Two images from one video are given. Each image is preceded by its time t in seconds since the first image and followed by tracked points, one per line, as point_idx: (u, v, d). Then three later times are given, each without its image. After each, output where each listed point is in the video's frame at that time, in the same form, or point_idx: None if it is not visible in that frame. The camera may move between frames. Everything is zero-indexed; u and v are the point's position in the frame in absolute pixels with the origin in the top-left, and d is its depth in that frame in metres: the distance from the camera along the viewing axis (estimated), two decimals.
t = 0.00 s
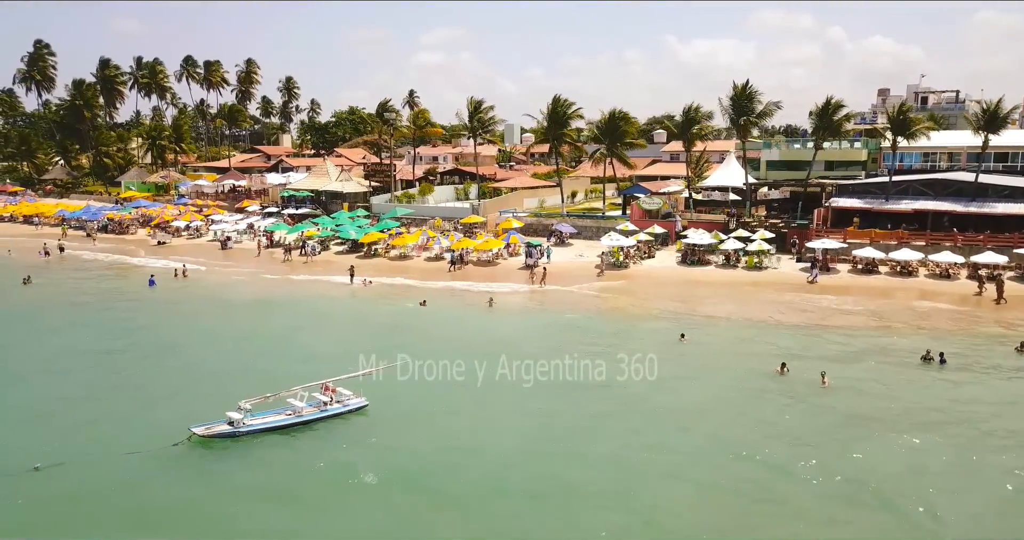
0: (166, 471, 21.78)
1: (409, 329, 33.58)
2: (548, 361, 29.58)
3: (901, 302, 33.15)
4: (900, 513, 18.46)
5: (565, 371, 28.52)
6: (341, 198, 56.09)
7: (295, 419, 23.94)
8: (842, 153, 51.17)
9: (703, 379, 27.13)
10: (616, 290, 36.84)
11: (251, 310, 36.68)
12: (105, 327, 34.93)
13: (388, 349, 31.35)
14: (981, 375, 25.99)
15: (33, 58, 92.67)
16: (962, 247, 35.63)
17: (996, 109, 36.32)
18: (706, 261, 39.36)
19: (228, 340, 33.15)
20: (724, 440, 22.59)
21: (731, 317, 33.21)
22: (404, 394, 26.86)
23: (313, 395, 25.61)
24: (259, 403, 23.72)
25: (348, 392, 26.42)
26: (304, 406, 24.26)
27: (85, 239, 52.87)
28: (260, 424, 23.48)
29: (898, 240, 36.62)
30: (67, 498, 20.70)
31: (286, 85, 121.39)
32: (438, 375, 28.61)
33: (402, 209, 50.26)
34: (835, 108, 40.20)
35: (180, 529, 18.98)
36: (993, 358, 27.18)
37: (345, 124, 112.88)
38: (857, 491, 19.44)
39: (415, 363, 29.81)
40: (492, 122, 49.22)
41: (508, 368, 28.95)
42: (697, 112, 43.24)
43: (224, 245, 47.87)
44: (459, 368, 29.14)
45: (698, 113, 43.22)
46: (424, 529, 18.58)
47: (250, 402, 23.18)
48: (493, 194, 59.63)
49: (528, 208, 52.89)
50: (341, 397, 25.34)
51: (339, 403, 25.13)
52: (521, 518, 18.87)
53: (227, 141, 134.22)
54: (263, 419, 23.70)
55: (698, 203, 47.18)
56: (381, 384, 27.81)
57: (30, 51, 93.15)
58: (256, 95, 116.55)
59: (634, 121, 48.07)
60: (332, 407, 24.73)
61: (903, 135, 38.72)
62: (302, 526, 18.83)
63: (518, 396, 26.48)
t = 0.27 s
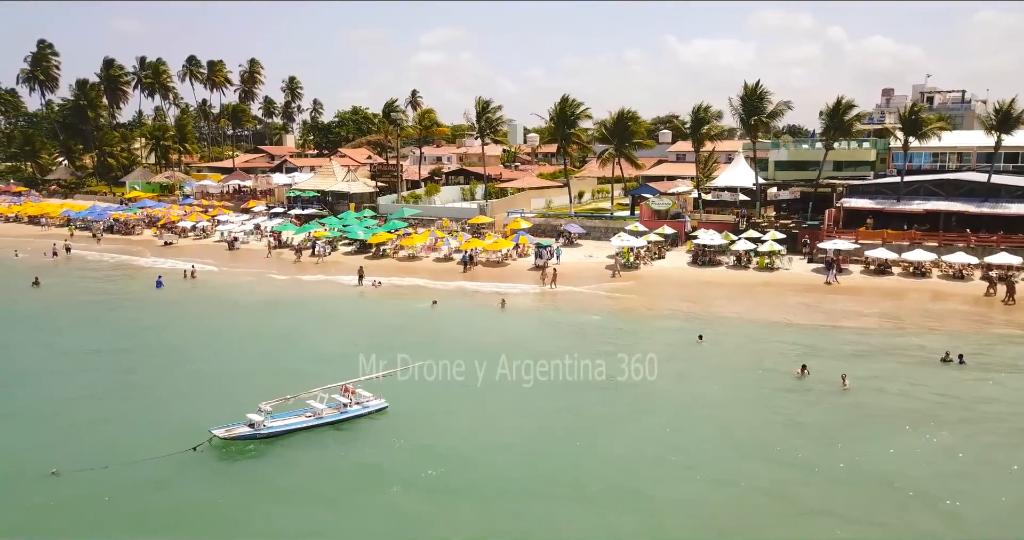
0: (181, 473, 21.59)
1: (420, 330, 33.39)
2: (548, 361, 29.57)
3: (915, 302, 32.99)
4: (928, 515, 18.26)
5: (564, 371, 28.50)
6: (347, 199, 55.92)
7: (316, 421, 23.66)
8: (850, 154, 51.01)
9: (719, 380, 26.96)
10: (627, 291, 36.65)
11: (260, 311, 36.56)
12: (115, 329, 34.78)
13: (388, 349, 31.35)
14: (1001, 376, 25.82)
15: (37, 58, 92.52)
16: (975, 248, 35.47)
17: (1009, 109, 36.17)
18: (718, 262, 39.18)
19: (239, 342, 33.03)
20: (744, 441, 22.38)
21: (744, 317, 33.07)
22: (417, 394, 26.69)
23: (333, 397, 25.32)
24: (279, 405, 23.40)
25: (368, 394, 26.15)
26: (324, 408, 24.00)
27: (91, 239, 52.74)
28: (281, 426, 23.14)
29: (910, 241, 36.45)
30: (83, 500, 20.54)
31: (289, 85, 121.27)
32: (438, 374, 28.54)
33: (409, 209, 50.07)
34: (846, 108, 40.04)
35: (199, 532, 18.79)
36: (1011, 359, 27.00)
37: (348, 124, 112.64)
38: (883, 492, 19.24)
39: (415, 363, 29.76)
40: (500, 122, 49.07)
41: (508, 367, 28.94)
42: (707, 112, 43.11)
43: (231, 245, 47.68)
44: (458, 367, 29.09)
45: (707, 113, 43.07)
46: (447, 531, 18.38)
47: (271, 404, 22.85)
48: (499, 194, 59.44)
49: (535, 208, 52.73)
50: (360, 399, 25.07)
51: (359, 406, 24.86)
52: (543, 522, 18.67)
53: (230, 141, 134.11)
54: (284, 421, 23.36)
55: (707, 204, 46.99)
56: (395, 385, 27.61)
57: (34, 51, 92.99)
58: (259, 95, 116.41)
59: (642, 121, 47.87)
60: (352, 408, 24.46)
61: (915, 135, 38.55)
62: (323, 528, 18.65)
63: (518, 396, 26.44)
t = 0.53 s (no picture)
0: (194, 474, 21.43)
1: (430, 331, 33.22)
2: (548, 361, 29.54)
3: (928, 303, 32.82)
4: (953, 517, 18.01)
5: (564, 372, 28.43)
6: (353, 199, 55.77)
7: (334, 423, 23.38)
8: (858, 154, 50.85)
9: (734, 381, 26.78)
10: (637, 292, 36.47)
11: (268, 312, 36.40)
12: (122, 329, 34.65)
13: (389, 348, 31.28)
14: (1018, 377, 25.63)
15: (39, 58, 92.32)
16: (987, 248, 35.29)
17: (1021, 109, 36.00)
18: (728, 263, 39.00)
19: (247, 342, 32.91)
20: (761, 443, 22.23)
21: (756, 318, 32.90)
22: (428, 394, 26.54)
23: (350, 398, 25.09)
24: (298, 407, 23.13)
25: (385, 394, 25.94)
26: (342, 409, 23.72)
27: (96, 240, 52.55)
28: (299, 429, 22.80)
29: (921, 241, 36.26)
30: (96, 502, 20.40)
31: (292, 85, 121.11)
32: (438, 374, 28.40)
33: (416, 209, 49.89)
34: (856, 108, 39.86)
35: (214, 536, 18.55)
36: None
37: (351, 124, 112.43)
38: (908, 495, 19.00)
39: (415, 363, 29.70)
40: (507, 122, 48.92)
41: (509, 368, 28.89)
42: (715, 111, 42.97)
43: (237, 246, 47.49)
44: (459, 368, 28.99)
45: (716, 113, 42.92)
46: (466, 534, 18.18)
47: (290, 405, 22.55)
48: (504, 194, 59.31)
49: (542, 209, 52.53)
50: (378, 399, 24.85)
51: (377, 406, 24.63)
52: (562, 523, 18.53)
53: (232, 141, 133.98)
54: (302, 424, 23.03)
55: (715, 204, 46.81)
56: (406, 385, 27.43)
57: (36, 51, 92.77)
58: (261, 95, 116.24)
59: (650, 121, 47.63)
60: (370, 409, 24.22)
61: (926, 134, 38.38)
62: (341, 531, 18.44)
63: (519, 397, 26.33)
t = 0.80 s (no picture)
0: (210, 476, 21.20)
1: (442, 332, 32.97)
2: (548, 361, 29.46)
3: (943, 304, 32.60)
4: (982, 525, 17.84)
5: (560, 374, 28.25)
6: (360, 199, 55.56)
7: (357, 427, 22.85)
8: (867, 154, 50.63)
9: (751, 383, 26.57)
10: (648, 293, 36.19)
11: (278, 313, 36.21)
12: (131, 330, 34.45)
13: (393, 349, 31.27)
14: None
15: (43, 58, 92.11)
16: (1001, 249, 35.09)
17: None
18: (740, 263, 38.77)
19: (257, 343, 32.67)
20: (781, 446, 22.05)
21: (770, 319, 32.67)
22: (442, 395, 26.35)
23: (370, 400, 24.69)
24: (320, 412, 22.70)
25: (407, 396, 25.50)
26: (364, 412, 23.20)
27: (102, 241, 52.30)
28: (323, 435, 22.23)
29: (935, 242, 36.04)
30: (112, 504, 20.19)
31: (294, 85, 120.88)
32: (438, 375, 28.15)
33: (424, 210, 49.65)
34: (868, 108, 39.59)
35: None
36: None
37: (354, 124, 112.21)
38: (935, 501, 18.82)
39: (415, 363, 29.70)
40: (515, 122, 48.83)
41: (509, 368, 28.75)
42: (726, 111, 42.79)
43: (244, 247, 47.27)
44: (459, 368, 28.78)
45: (727, 113, 42.73)
46: None
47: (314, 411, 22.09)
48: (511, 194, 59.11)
49: (549, 209, 52.30)
50: (399, 400, 24.49)
51: (398, 407, 24.27)
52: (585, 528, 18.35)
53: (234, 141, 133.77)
54: (325, 429, 22.46)
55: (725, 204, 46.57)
56: (420, 387, 27.22)
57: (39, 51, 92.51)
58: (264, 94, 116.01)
59: (659, 121, 47.34)
60: (392, 412, 23.76)
61: (938, 135, 38.17)
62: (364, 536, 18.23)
63: (518, 398, 26.07)
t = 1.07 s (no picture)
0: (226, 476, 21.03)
1: (454, 333, 32.76)
2: (548, 361, 29.32)
3: (956, 305, 32.43)
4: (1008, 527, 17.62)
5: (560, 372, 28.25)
6: (366, 200, 55.38)
7: (378, 432, 22.37)
8: (875, 154, 50.40)
9: (768, 383, 26.33)
10: (659, 294, 35.96)
11: (288, 314, 36.02)
12: (140, 331, 34.33)
13: (394, 350, 30.98)
14: None
15: (46, 58, 91.91)
16: (1014, 250, 34.87)
17: None
18: (750, 264, 38.54)
19: (267, 344, 32.46)
20: (802, 444, 21.92)
21: (783, 319, 32.49)
22: (456, 395, 26.15)
23: (388, 404, 24.26)
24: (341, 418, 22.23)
25: (425, 398, 25.07)
26: (385, 417, 22.72)
27: (108, 241, 52.11)
28: (344, 441, 21.74)
29: (948, 243, 35.83)
30: (129, 506, 20.00)
31: (297, 85, 120.72)
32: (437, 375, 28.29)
33: (430, 210, 49.40)
34: (879, 108, 39.39)
35: None
36: None
37: (357, 124, 111.98)
38: (959, 503, 18.60)
39: (416, 363, 29.67)
40: (522, 123, 48.59)
41: (509, 367, 28.66)
42: (735, 111, 42.61)
43: (251, 247, 47.07)
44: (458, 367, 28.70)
45: (736, 113, 42.52)
46: None
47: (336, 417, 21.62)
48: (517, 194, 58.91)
49: (557, 210, 52.08)
50: (419, 403, 24.09)
51: (418, 411, 23.87)
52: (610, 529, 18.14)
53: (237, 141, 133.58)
54: (346, 436, 21.96)
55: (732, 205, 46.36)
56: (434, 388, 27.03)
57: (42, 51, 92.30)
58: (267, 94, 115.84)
59: (667, 121, 47.12)
60: (412, 415, 23.33)
61: (950, 135, 37.98)
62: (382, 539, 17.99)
63: (518, 396, 26.06)
